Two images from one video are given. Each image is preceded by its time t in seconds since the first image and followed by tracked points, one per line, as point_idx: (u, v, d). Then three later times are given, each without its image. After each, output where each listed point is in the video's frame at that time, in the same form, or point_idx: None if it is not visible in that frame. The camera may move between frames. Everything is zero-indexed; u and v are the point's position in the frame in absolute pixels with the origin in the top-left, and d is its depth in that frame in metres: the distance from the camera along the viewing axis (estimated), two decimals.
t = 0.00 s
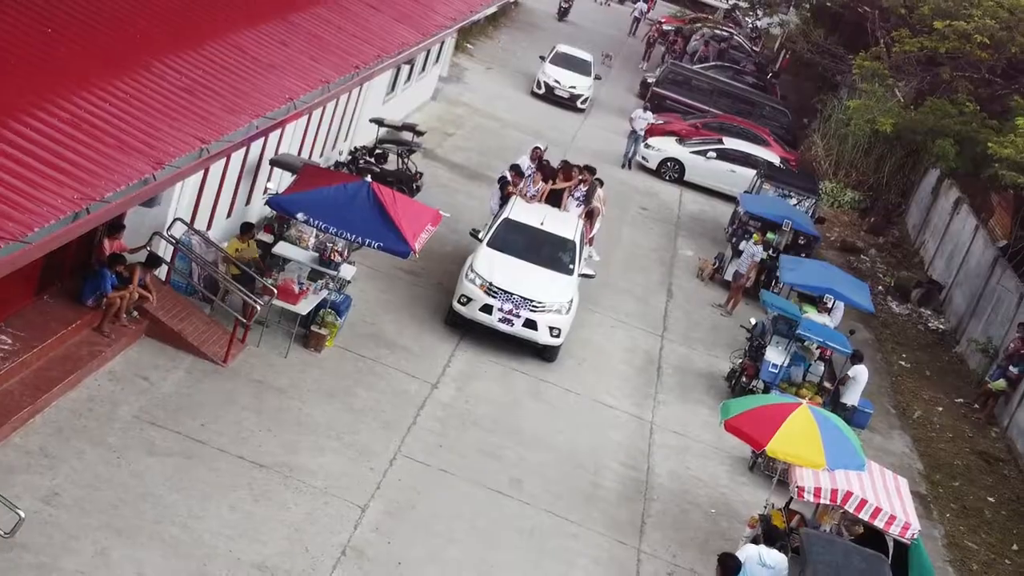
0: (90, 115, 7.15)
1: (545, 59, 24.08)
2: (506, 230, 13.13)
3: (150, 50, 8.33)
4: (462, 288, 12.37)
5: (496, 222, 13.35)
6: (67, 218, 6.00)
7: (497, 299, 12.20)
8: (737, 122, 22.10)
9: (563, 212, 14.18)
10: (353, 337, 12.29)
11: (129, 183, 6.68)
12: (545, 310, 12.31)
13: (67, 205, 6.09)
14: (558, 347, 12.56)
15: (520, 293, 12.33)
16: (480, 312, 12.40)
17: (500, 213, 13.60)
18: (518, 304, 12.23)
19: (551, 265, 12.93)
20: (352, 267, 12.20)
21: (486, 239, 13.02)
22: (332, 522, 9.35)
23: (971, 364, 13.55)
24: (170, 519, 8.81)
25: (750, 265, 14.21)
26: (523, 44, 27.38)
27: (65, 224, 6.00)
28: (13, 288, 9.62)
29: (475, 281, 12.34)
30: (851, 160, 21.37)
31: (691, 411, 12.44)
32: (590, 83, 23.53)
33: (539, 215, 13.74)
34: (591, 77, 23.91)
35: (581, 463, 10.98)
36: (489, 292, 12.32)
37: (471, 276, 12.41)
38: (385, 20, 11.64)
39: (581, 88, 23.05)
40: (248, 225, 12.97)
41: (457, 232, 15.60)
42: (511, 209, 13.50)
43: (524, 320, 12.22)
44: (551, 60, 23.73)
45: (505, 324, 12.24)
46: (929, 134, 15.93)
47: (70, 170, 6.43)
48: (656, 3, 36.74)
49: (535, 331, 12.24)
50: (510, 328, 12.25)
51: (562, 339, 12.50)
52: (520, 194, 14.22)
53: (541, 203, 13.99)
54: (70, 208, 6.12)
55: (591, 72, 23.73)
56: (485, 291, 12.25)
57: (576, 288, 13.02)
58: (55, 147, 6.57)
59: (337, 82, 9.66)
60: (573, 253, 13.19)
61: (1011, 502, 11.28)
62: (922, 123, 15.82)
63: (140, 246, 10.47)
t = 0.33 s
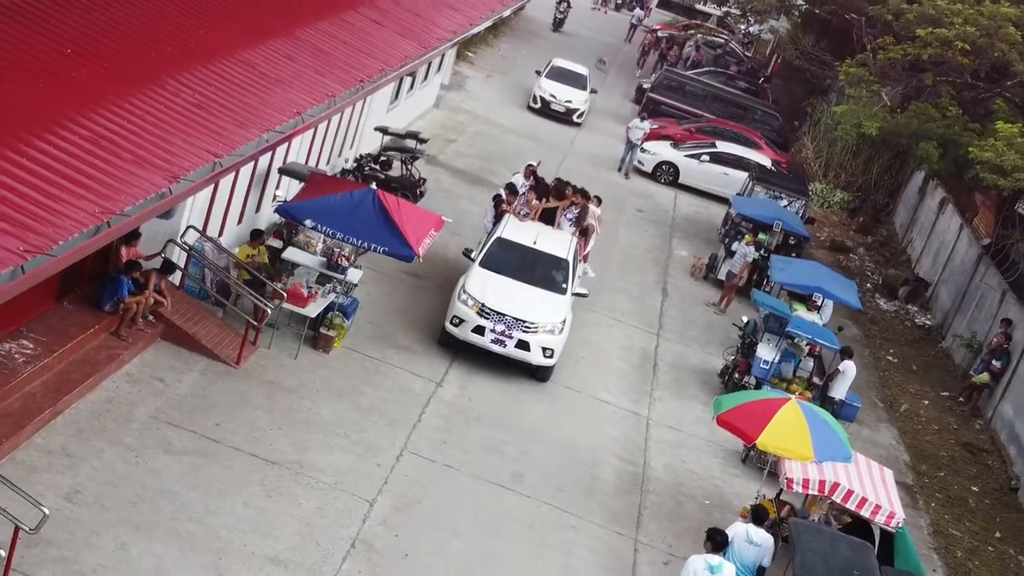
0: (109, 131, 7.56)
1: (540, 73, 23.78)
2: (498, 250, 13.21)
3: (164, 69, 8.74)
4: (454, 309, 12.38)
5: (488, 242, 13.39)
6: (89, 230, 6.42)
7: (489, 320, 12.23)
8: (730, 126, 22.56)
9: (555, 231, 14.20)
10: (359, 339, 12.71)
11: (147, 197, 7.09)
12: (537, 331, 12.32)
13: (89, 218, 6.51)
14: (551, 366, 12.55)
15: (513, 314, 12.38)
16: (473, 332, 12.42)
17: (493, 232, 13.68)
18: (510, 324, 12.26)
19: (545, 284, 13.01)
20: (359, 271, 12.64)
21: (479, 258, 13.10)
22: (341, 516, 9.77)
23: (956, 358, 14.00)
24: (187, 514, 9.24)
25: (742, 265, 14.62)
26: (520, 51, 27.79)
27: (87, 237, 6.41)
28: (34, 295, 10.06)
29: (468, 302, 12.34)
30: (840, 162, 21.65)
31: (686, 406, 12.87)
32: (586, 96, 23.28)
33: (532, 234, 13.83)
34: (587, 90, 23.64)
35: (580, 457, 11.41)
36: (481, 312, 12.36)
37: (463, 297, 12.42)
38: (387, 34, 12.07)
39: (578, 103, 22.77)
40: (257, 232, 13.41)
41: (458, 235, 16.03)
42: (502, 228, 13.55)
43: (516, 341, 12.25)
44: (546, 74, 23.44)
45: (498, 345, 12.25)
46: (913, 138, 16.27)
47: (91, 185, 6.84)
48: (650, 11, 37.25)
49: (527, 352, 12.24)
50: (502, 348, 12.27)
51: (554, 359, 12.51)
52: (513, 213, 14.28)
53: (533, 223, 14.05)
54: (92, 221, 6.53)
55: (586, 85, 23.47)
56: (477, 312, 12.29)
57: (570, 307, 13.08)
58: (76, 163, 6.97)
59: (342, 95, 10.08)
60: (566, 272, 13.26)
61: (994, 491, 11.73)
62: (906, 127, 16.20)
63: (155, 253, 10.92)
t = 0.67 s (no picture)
0: (130, 146, 8.09)
1: (535, 87, 23.62)
2: (490, 268, 13.18)
3: (179, 85, 9.28)
4: (446, 328, 12.38)
5: (480, 259, 13.38)
6: (112, 240, 6.96)
7: (481, 339, 12.22)
8: (722, 130, 23.13)
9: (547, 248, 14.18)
10: (365, 338, 13.25)
11: (166, 208, 7.62)
12: (529, 350, 12.31)
13: (113, 229, 7.04)
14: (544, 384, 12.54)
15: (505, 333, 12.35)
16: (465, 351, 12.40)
17: (485, 249, 13.67)
18: (502, 343, 12.24)
19: (537, 302, 13.00)
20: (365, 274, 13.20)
21: (471, 277, 13.08)
22: (351, 507, 10.31)
23: (939, 352, 14.56)
24: (204, 506, 9.77)
25: (733, 264, 15.13)
26: (516, 58, 28.30)
27: (111, 246, 6.94)
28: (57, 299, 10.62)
29: (460, 321, 12.34)
30: (828, 164, 21.98)
31: (679, 400, 13.41)
32: (582, 111, 23.13)
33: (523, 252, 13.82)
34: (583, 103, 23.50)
35: (577, 449, 11.94)
36: (473, 331, 12.34)
37: (455, 315, 12.41)
38: (390, 48, 12.61)
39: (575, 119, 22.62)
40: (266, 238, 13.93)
41: (459, 238, 16.57)
42: (496, 246, 13.53)
43: (508, 359, 12.22)
44: (540, 87, 23.29)
45: (490, 364, 12.24)
46: (896, 141, 16.47)
47: (114, 198, 7.37)
48: (644, 18, 37.80)
49: (519, 371, 12.25)
50: (494, 367, 12.24)
51: (546, 378, 12.48)
52: (506, 230, 14.23)
53: (525, 240, 14.03)
54: (116, 232, 7.06)
55: (583, 99, 23.32)
56: (469, 330, 12.28)
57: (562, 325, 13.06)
58: (100, 177, 7.50)
59: (348, 108, 10.62)
60: (558, 289, 13.27)
61: (974, 479, 12.27)
62: (889, 131, 16.45)
63: (171, 258, 11.47)
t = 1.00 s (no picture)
0: (151, 156, 8.72)
1: (531, 101, 23.58)
2: (480, 285, 13.27)
3: (194, 98, 9.91)
4: (437, 346, 12.45)
5: (471, 276, 13.49)
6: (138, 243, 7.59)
7: (470, 357, 12.27)
8: (713, 132, 23.78)
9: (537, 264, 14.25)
10: (370, 336, 13.89)
11: (184, 214, 8.26)
12: (518, 366, 12.38)
13: (137, 234, 7.68)
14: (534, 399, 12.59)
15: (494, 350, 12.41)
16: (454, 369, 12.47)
17: (476, 266, 13.78)
18: (491, 360, 12.29)
19: (527, 318, 13.08)
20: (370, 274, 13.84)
21: (461, 293, 13.16)
22: (358, 493, 10.94)
23: (921, 344, 15.16)
24: (220, 494, 10.39)
25: (722, 261, 15.71)
26: (513, 64, 28.94)
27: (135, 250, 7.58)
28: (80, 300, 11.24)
29: (450, 338, 12.41)
30: (815, 164, 22.21)
31: (670, 391, 14.02)
32: (577, 123, 23.10)
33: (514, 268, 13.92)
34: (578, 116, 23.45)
35: (572, 439, 12.56)
36: (463, 348, 12.40)
37: (445, 333, 12.49)
38: (391, 60, 13.26)
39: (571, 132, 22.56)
40: (274, 241, 14.55)
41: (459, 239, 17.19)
42: (486, 263, 13.63)
43: (498, 376, 12.28)
44: (537, 100, 23.24)
45: (479, 381, 12.30)
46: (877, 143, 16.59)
47: (137, 205, 8.00)
48: (638, 24, 38.51)
49: (508, 388, 12.31)
50: (484, 385, 12.30)
51: (536, 395, 12.52)
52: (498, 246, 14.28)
53: (516, 257, 14.12)
54: (139, 236, 7.70)
55: (577, 111, 23.30)
56: (458, 348, 12.33)
57: (552, 341, 13.12)
58: (123, 185, 8.13)
59: (352, 118, 11.27)
60: (549, 305, 13.36)
61: (952, 464, 12.88)
62: (869, 133, 16.54)
63: (185, 260, 12.11)
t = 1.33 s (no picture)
0: (170, 161, 9.41)
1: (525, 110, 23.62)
2: (471, 296, 13.46)
3: (209, 106, 10.60)
4: (427, 358, 12.65)
5: (461, 287, 13.68)
6: (160, 240, 8.27)
7: (460, 369, 12.46)
8: (704, 133, 24.49)
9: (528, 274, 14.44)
10: (376, 330, 14.58)
11: (203, 213, 8.95)
12: (509, 379, 12.55)
13: (161, 231, 8.36)
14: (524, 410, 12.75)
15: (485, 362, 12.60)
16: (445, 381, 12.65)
17: (467, 277, 13.98)
18: (481, 373, 12.48)
19: (517, 330, 13.28)
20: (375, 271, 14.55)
21: (453, 305, 13.37)
22: (366, 477, 11.63)
23: (902, 334, 15.84)
24: (237, 477, 11.09)
25: (711, 257, 16.45)
26: (511, 68, 29.67)
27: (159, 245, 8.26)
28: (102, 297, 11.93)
29: (440, 351, 12.61)
30: (802, 164, 22.38)
31: (661, 380, 14.71)
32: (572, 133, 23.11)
33: (505, 279, 14.09)
34: (573, 127, 23.47)
35: (568, 425, 13.24)
36: (453, 361, 12.59)
37: (435, 346, 12.69)
38: (394, 68, 13.97)
39: (566, 142, 22.58)
40: (282, 241, 15.22)
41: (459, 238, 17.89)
42: (477, 275, 13.82)
43: (488, 389, 12.45)
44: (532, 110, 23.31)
45: (469, 394, 12.48)
46: (858, 143, 17.00)
47: (160, 205, 8.69)
48: (633, 28, 39.30)
49: (499, 401, 12.48)
50: (474, 398, 12.48)
51: (526, 407, 12.73)
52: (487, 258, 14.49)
53: (507, 268, 14.30)
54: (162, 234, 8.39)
55: (573, 121, 23.32)
56: (449, 360, 12.53)
57: (542, 352, 13.31)
58: (147, 187, 8.82)
59: (357, 123, 11.97)
60: (539, 317, 13.51)
61: (930, 447, 13.56)
62: (850, 133, 16.94)
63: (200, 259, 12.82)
